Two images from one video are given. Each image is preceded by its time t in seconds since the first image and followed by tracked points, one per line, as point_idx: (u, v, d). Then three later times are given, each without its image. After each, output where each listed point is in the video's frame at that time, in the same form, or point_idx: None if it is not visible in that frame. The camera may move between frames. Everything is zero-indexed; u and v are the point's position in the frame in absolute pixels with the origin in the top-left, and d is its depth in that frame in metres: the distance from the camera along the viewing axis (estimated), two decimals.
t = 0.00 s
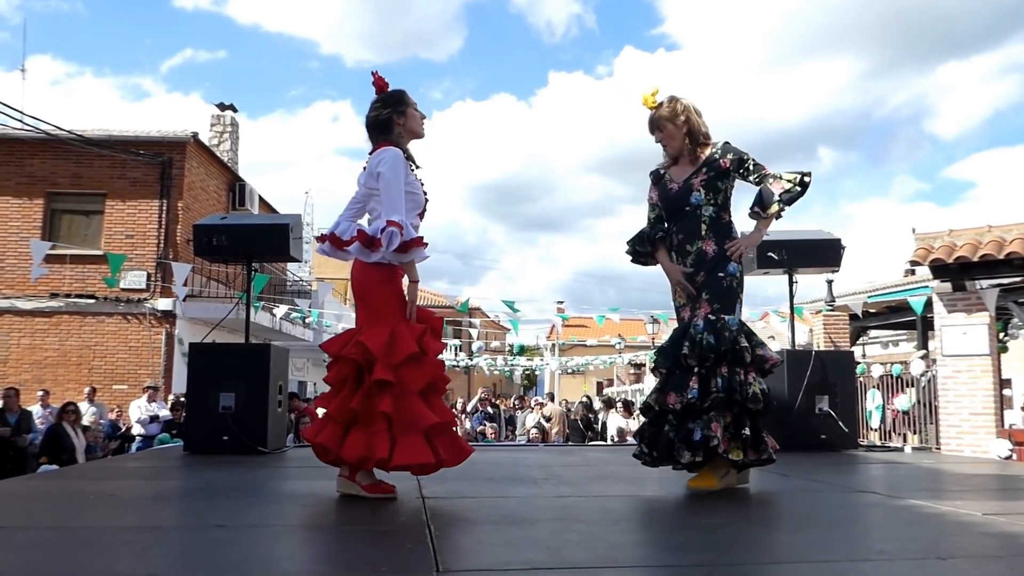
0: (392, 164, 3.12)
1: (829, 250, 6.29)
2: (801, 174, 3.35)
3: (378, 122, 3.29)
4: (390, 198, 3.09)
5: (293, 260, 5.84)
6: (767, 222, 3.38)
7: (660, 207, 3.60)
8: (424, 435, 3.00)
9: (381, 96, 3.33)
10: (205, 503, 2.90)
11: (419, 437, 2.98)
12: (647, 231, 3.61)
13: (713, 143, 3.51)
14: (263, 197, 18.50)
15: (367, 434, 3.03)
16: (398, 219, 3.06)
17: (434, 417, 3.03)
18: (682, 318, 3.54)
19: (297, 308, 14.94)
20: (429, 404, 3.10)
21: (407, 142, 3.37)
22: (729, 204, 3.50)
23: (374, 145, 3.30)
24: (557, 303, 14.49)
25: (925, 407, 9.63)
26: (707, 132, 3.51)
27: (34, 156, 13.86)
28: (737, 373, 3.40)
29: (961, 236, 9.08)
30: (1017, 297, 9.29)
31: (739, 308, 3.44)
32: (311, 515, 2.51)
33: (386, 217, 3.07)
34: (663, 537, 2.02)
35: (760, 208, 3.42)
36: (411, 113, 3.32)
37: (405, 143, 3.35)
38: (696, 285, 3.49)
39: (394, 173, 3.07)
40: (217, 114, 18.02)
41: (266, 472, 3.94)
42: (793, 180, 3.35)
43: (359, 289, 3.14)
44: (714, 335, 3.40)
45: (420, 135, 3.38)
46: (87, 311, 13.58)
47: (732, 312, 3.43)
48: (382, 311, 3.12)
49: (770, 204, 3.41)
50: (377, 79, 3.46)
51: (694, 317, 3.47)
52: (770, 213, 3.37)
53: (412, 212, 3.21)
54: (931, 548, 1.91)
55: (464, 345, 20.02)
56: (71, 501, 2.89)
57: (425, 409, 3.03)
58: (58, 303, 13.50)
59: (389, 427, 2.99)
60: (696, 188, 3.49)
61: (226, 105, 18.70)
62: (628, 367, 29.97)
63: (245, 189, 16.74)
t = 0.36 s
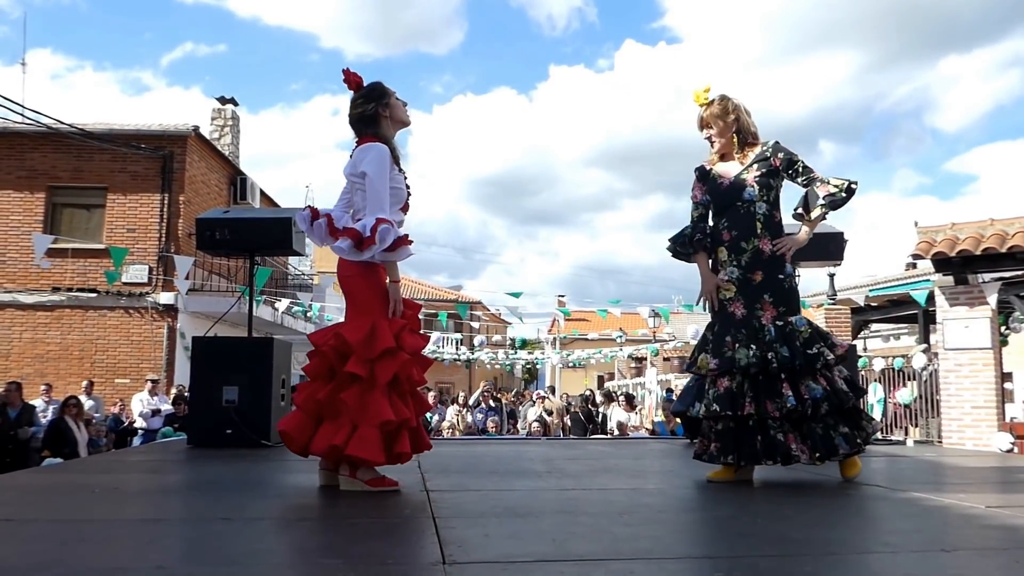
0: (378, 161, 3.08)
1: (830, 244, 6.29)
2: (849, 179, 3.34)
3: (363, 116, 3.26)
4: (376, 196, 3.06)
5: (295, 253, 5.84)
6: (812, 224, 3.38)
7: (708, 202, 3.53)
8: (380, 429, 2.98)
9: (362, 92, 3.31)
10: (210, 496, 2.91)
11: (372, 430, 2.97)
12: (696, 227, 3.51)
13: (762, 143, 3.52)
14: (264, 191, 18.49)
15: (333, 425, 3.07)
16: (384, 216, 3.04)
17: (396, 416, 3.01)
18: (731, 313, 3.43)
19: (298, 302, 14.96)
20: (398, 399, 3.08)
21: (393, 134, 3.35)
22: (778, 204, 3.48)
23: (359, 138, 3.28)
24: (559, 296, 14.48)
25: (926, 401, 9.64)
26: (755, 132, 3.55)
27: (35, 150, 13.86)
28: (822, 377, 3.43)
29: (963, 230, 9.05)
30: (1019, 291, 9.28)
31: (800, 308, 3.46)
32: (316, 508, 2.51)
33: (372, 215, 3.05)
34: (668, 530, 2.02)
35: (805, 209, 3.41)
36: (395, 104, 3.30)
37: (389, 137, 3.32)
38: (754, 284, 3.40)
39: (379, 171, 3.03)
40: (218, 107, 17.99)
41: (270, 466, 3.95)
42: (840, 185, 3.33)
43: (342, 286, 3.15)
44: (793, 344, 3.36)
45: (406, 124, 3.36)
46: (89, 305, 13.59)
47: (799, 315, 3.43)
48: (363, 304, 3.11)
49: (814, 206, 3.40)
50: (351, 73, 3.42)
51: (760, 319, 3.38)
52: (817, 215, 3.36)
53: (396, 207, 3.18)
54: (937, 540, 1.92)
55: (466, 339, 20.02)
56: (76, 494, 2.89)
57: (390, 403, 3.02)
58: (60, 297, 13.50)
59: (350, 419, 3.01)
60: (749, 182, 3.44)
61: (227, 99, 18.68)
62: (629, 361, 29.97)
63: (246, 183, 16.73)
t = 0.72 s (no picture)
0: (364, 158, 3.09)
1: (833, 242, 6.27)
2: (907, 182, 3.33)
3: (355, 116, 3.26)
4: (362, 194, 3.07)
5: (297, 249, 5.83)
6: (871, 226, 3.37)
7: (765, 201, 3.50)
8: (418, 416, 3.01)
9: (356, 91, 3.31)
10: (213, 491, 2.91)
11: (413, 416, 2.98)
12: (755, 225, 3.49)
13: (819, 140, 3.51)
14: (265, 186, 18.49)
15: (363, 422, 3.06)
16: (365, 215, 3.04)
17: (424, 394, 3.02)
18: (784, 309, 3.44)
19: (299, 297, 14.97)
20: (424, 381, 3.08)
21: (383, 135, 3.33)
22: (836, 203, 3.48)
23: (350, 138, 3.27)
24: (560, 292, 14.48)
25: (929, 397, 9.63)
26: (814, 129, 3.54)
27: (37, 145, 13.86)
28: (855, 384, 3.45)
29: (966, 226, 9.03)
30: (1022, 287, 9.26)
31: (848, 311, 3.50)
32: (319, 503, 2.51)
33: (356, 213, 3.07)
34: (672, 525, 2.03)
35: (862, 211, 3.39)
36: (387, 105, 3.29)
37: (382, 137, 3.32)
38: (810, 284, 3.42)
39: (361, 168, 3.04)
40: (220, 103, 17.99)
41: (273, 461, 3.95)
42: (898, 188, 3.32)
43: (349, 281, 3.12)
44: (842, 348, 3.42)
45: (398, 127, 3.35)
46: (91, 301, 13.61)
47: (847, 317, 3.46)
48: (364, 299, 3.08)
49: (872, 208, 3.38)
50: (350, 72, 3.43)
51: (812, 318, 3.41)
52: (873, 218, 3.35)
53: (389, 204, 3.17)
54: (942, 536, 1.92)
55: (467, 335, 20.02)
56: (80, 489, 2.90)
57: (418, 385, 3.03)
58: (62, 292, 13.52)
59: (387, 414, 3.01)
60: (808, 181, 3.44)
61: (228, 94, 18.67)
62: (630, 356, 29.95)
63: (247, 179, 16.73)
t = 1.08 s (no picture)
0: (355, 147, 3.06)
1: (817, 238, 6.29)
2: (905, 182, 3.28)
3: (344, 106, 3.24)
4: (354, 182, 3.05)
5: (282, 242, 5.79)
6: (863, 223, 3.38)
7: (761, 189, 3.55)
8: (405, 411, 2.99)
9: (352, 80, 3.28)
10: (195, 486, 2.89)
11: (399, 411, 2.97)
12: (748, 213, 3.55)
13: (825, 133, 3.49)
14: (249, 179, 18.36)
15: (345, 416, 3.05)
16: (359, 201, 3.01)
17: (413, 391, 3.00)
18: (773, 303, 3.46)
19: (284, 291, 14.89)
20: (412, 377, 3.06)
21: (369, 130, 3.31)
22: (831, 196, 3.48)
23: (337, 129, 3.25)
24: (545, 286, 14.49)
25: (912, 390, 9.70)
26: (830, 125, 3.50)
27: (18, 137, 13.71)
28: (844, 377, 3.43)
29: (949, 220, 9.08)
30: (1004, 282, 9.35)
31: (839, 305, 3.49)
32: (302, 497, 2.50)
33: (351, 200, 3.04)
34: (658, 518, 2.02)
35: (857, 208, 3.40)
36: (377, 100, 3.27)
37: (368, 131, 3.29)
38: (798, 278, 3.43)
39: (353, 156, 3.01)
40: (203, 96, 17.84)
41: (257, 455, 3.93)
42: (894, 187, 3.28)
43: (339, 273, 3.10)
44: (828, 341, 3.40)
45: (383, 125, 3.33)
46: (73, 295, 13.49)
47: (837, 311, 3.45)
48: (355, 292, 3.07)
49: (867, 206, 3.38)
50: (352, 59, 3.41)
51: (800, 312, 3.42)
52: (865, 215, 3.34)
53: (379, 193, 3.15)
54: (925, 528, 1.93)
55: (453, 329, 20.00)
56: (61, 484, 2.87)
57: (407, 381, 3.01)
58: (43, 286, 13.39)
59: (371, 407, 3.00)
60: (803, 174, 3.45)
61: (212, 87, 18.52)
62: (616, 350, 30.01)
63: (231, 172, 16.61)
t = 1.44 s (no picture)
0: (338, 140, 3.05)
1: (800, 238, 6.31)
2: (887, 183, 3.29)
3: (330, 99, 3.22)
4: (337, 176, 3.03)
5: (267, 240, 5.75)
6: (846, 224, 3.38)
7: (747, 188, 3.57)
8: (375, 414, 2.97)
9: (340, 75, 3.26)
10: (179, 484, 2.87)
11: (369, 414, 2.95)
12: (733, 211, 3.56)
13: (810, 133, 3.50)
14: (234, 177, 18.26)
15: (323, 415, 3.03)
16: (344, 194, 2.99)
17: (385, 395, 2.98)
18: (755, 302, 3.47)
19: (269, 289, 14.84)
20: (385, 380, 3.04)
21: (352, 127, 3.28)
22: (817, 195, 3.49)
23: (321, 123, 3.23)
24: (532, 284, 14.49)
25: (896, 389, 9.77)
26: (813, 123, 3.52)
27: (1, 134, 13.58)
28: (829, 375, 3.44)
29: (932, 220, 9.13)
30: (986, 281, 9.43)
31: (821, 306, 3.51)
32: (287, 496, 2.48)
33: (334, 193, 3.03)
34: (642, 516, 2.02)
35: (840, 208, 3.41)
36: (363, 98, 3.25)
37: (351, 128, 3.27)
38: (781, 277, 3.45)
39: (336, 150, 3.00)
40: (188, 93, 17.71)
41: (242, 454, 3.92)
42: (877, 188, 3.29)
43: (322, 269, 3.09)
44: (811, 339, 3.42)
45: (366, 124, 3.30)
46: (56, 292, 13.39)
47: (819, 310, 3.46)
48: (336, 291, 3.06)
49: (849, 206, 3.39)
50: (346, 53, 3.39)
51: (782, 311, 3.43)
52: (848, 215, 3.35)
53: (364, 188, 3.13)
54: (908, 526, 1.93)
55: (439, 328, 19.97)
56: (44, 483, 2.85)
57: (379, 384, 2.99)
58: (26, 283, 13.29)
59: (345, 409, 2.98)
60: (789, 173, 3.46)
61: (197, 84, 18.41)
62: (602, 350, 30.06)
63: (217, 169, 16.51)
